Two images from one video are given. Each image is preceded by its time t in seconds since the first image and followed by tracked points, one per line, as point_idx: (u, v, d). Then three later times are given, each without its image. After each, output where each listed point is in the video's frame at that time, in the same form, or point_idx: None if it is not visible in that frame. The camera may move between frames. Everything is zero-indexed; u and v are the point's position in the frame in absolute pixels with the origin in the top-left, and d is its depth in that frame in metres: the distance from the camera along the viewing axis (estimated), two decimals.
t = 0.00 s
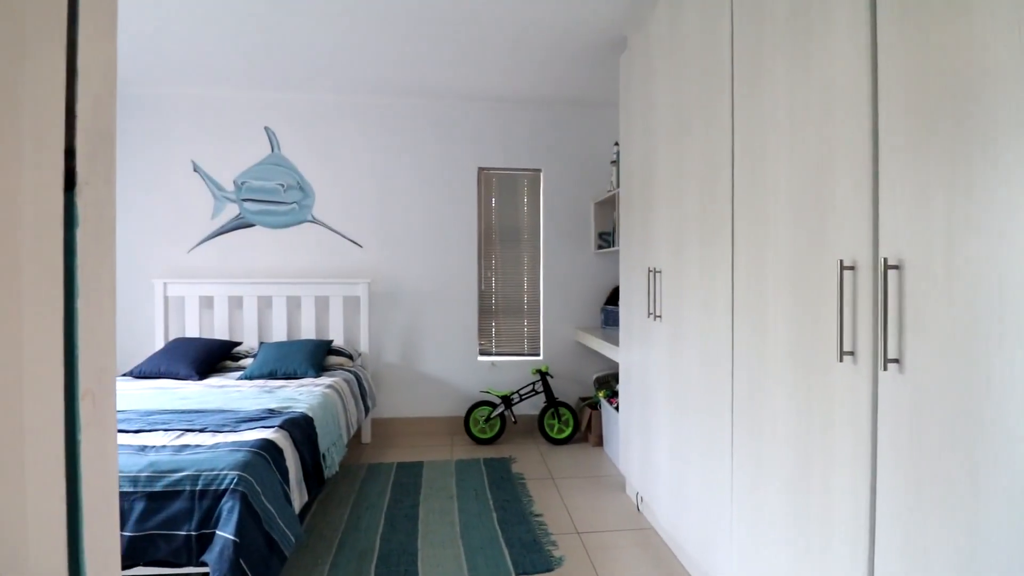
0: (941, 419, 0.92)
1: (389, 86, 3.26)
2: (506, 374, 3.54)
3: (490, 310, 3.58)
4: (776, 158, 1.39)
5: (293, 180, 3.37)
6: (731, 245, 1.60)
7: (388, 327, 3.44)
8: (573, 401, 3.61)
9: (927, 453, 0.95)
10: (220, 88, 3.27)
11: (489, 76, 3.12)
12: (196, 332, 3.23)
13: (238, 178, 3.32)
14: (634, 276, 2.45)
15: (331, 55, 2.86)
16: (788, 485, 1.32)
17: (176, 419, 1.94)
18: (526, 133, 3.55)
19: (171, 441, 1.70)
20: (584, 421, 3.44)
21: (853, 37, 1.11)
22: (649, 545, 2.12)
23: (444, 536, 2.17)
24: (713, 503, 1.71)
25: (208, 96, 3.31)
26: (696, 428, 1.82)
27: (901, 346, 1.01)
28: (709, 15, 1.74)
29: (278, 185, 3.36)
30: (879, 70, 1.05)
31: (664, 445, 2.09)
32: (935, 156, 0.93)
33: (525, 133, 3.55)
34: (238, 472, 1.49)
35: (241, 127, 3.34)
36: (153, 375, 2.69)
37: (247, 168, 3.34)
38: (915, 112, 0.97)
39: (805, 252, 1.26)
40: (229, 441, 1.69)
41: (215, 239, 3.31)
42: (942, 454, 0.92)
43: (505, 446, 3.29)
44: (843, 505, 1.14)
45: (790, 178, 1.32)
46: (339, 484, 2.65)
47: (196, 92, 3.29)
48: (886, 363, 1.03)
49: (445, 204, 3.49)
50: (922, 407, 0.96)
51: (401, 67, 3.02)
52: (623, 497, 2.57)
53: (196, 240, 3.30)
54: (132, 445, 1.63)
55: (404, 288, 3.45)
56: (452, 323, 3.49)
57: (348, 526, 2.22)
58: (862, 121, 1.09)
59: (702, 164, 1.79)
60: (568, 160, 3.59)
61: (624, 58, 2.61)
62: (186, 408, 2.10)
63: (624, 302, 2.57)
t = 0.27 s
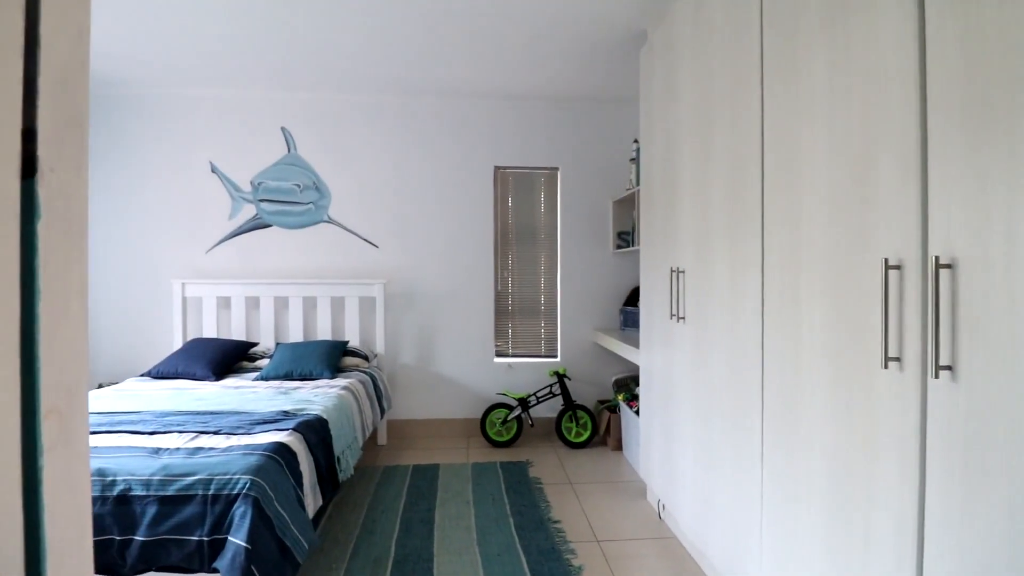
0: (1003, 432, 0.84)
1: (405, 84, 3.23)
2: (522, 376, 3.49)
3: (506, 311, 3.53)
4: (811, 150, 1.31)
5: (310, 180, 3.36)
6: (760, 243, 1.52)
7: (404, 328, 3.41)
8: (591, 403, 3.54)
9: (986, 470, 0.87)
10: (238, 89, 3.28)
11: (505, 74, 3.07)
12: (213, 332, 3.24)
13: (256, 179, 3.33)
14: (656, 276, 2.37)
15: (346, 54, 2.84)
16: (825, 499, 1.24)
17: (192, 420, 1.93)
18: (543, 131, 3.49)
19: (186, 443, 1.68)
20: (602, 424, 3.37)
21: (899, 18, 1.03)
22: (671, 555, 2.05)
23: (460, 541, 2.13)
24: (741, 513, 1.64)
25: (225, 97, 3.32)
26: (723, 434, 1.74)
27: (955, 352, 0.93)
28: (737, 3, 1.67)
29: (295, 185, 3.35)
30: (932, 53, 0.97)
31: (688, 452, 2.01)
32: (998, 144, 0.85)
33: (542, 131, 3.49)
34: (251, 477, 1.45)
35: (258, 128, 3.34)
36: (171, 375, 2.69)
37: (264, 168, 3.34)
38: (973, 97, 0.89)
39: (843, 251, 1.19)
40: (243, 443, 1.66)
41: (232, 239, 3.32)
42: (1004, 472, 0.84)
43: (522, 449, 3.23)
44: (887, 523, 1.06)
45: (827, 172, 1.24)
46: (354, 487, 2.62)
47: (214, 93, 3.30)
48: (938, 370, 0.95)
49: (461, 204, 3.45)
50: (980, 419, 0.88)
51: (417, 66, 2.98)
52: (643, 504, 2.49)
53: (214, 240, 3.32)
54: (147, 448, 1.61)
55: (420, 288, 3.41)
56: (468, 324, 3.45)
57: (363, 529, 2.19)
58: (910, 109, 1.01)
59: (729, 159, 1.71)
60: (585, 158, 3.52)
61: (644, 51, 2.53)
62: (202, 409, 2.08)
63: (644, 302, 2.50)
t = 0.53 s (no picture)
0: None
1: (423, 83, 3.20)
2: (542, 379, 3.42)
3: (526, 312, 3.47)
4: (853, 139, 1.21)
5: (329, 181, 3.36)
6: (796, 241, 1.43)
7: (423, 329, 3.38)
8: (613, 407, 3.45)
9: None
10: (258, 91, 3.29)
11: (525, 70, 3.01)
12: (235, 332, 3.26)
13: (276, 179, 3.34)
14: (681, 276, 2.28)
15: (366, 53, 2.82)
16: (868, 518, 1.15)
17: (209, 421, 1.92)
18: (563, 128, 3.42)
19: (201, 444, 1.66)
20: (625, 429, 3.28)
21: None
22: (698, 567, 1.96)
23: (478, 548, 2.08)
24: (773, 528, 1.54)
25: (247, 98, 3.34)
26: (754, 444, 1.65)
27: None
28: None
29: (314, 185, 3.35)
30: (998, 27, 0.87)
31: (716, 461, 1.92)
32: None
33: (562, 128, 3.42)
34: (264, 480, 1.43)
35: (279, 129, 3.35)
36: (192, 375, 2.71)
37: (284, 169, 3.35)
38: None
39: (892, 248, 1.09)
40: (258, 446, 1.64)
41: (253, 240, 3.33)
42: None
43: (542, 453, 3.17)
44: (942, 548, 0.96)
45: (872, 163, 1.15)
46: (372, 489, 2.59)
47: (235, 94, 3.32)
48: (1004, 381, 0.85)
49: (480, 203, 3.40)
50: None
51: (435, 64, 2.95)
52: (668, 513, 2.40)
53: (236, 241, 3.34)
54: (163, 449, 1.60)
55: (439, 288, 3.38)
56: (487, 325, 3.40)
57: (380, 534, 2.15)
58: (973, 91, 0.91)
59: (761, 152, 1.62)
60: (607, 156, 3.44)
61: (669, 43, 2.44)
62: (220, 410, 2.08)
63: (669, 303, 2.40)
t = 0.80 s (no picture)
0: None
1: (442, 82, 3.18)
2: (562, 381, 3.35)
3: (546, 312, 3.41)
4: (897, 127, 1.12)
5: (348, 181, 3.36)
6: (833, 240, 1.34)
7: (441, 330, 3.35)
8: (635, 411, 3.36)
9: None
10: (279, 92, 3.31)
11: (544, 67, 2.95)
12: (256, 332, 3.28)
13: (296, 180, 3.35)
14: (707, 277, 2.19)
15: (384, 53, 2.80)
16: (913, 540, 1.06)
17: (226, 422, 1.91)
18: (584, 125, 3.35)
19: (217, 446, 1.66)
20: (647, 434, 3.19)
21: None
22: None
23: (495, 555, 2.03)
24: (806, 544, 1.45)
25: (267, 100, 3.36)
26: (785, 454, 1.56)
27: None
28: None
29: (334, 186, 3.36)
30: None
31: (744, 470, 1.83)
32: None
33: (583, 125, 3.35)
34: (277, 484, 1.40)
35: (299, 130, 3.36)
36: (213, 375, 2.73)
37: (304, 170, 3.36)
38: None
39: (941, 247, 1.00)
40: (273, 448, 1.62)
41: (274, 241, 3.36)
42: None
43: (561, 457, 3.10)
44: None
45: (918, 155, 1.06)
46: (389, 492, 2.57)
47: (256, 96, 3.35)
48: None
49: (499, 202, 3.35)
50: None
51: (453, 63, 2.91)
52: (692, 523, 2.31)
53: (257, 241, 3.37)
54: (179, 450, 1.60)
55: (457, 289, 3.35)
56: (506, 326, 3.35)
57: (397, 538, 2.12)
58: None
59: (794, 145, 1.53)
60: (629, 153, 3.35)
61: (693, 34, 2.35)
62: (238, 410, 2.08)
63: (695, 305, 2.32)
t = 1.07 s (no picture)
0: None
1: (459, 80, 3.14)
2: (582, 383, 3.29)
3: (564, 313, 3.35)
4: (943, 115, 1.04)
5: (366, 181, 3.35)
6: (871, 237, 1.26)
7: (459, 330, 3.31)
8: (656, 414, 3.28)
9: None
10: (298, 93, 3.32)
11: (562, 63, 2.90)
12: (275, 332, 3.30)
13: (315, 181, 3.36)
14: (733, 276, 2.10)
15: (401, 53, 2.78)
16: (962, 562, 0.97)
17: (243, 423, 1.91)
18: (604, 122, 3.28)
19: (232, 447, 1.64)
20: (669, 438, 3.10)
21: None
22: None
23: (512, 562, 1.97)
24: (841, 559, 1.37)
25: (286, 101, 3.38)
26: (818, 463, 1.47)
27: None
28: None
29: (352, 186, 3.36)
30: None
31: (774, 479, 1.74)
32: None
33: (603, 122, 3.28)
34: (290, 488, 1.38)
35: (317, 131, 3.37)
36: (232, 375, 2.74)
37: (322, 170, 3.36)
38: None
39: (995, 244, 0.91)
40: (287, 450, 1.60)
41: (293, 241, 3.37)
42: None
43: (581, 461, 3.04)
44: None
45: (968, 144, 0.97)
46: (406, 494, 2.54)
47: (276, 97, 3.37)
48: None
49: (517, 201, 3.31)
50: None
51: (470, 61, 2.88)
52: (716, 532, 2.23)
53: (277, 242, 3.39)
54: (195, 451, 1.59)
55: (475, 289, 3.31)
56: (524, 327, 3.30)
57: (412, 542, 2.09)
58: None
59: (827, 137, 1.44)
60: (650, 150, 3.27)
61: (718, 26, 2.27)
62: (255, 411, 2.07)
63: (720, 306, 2.23)
